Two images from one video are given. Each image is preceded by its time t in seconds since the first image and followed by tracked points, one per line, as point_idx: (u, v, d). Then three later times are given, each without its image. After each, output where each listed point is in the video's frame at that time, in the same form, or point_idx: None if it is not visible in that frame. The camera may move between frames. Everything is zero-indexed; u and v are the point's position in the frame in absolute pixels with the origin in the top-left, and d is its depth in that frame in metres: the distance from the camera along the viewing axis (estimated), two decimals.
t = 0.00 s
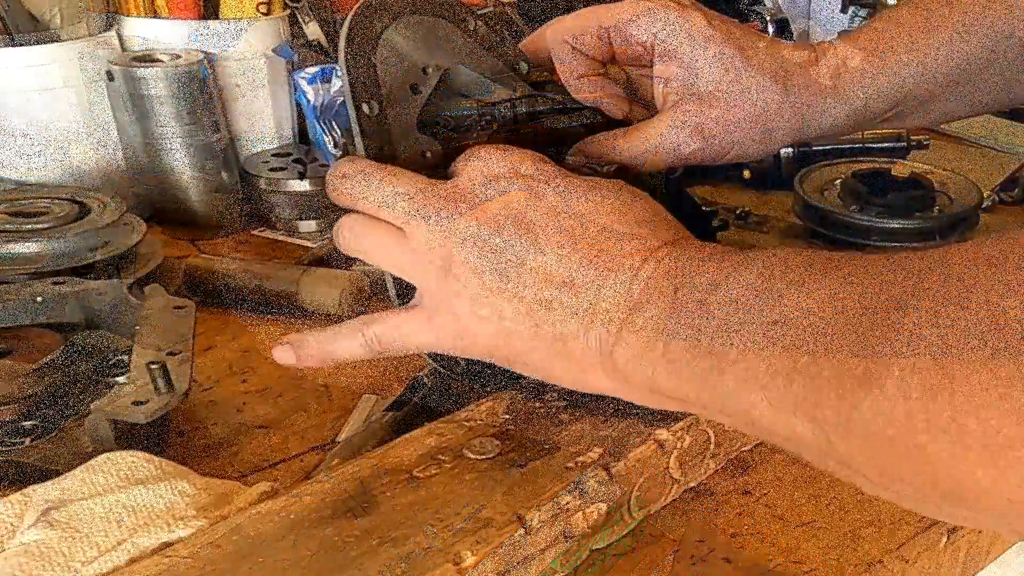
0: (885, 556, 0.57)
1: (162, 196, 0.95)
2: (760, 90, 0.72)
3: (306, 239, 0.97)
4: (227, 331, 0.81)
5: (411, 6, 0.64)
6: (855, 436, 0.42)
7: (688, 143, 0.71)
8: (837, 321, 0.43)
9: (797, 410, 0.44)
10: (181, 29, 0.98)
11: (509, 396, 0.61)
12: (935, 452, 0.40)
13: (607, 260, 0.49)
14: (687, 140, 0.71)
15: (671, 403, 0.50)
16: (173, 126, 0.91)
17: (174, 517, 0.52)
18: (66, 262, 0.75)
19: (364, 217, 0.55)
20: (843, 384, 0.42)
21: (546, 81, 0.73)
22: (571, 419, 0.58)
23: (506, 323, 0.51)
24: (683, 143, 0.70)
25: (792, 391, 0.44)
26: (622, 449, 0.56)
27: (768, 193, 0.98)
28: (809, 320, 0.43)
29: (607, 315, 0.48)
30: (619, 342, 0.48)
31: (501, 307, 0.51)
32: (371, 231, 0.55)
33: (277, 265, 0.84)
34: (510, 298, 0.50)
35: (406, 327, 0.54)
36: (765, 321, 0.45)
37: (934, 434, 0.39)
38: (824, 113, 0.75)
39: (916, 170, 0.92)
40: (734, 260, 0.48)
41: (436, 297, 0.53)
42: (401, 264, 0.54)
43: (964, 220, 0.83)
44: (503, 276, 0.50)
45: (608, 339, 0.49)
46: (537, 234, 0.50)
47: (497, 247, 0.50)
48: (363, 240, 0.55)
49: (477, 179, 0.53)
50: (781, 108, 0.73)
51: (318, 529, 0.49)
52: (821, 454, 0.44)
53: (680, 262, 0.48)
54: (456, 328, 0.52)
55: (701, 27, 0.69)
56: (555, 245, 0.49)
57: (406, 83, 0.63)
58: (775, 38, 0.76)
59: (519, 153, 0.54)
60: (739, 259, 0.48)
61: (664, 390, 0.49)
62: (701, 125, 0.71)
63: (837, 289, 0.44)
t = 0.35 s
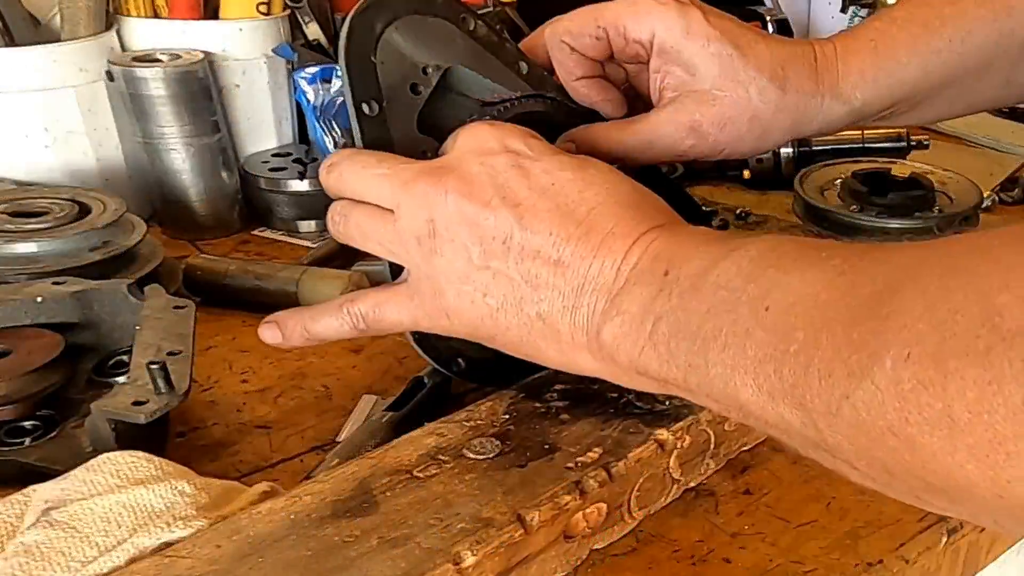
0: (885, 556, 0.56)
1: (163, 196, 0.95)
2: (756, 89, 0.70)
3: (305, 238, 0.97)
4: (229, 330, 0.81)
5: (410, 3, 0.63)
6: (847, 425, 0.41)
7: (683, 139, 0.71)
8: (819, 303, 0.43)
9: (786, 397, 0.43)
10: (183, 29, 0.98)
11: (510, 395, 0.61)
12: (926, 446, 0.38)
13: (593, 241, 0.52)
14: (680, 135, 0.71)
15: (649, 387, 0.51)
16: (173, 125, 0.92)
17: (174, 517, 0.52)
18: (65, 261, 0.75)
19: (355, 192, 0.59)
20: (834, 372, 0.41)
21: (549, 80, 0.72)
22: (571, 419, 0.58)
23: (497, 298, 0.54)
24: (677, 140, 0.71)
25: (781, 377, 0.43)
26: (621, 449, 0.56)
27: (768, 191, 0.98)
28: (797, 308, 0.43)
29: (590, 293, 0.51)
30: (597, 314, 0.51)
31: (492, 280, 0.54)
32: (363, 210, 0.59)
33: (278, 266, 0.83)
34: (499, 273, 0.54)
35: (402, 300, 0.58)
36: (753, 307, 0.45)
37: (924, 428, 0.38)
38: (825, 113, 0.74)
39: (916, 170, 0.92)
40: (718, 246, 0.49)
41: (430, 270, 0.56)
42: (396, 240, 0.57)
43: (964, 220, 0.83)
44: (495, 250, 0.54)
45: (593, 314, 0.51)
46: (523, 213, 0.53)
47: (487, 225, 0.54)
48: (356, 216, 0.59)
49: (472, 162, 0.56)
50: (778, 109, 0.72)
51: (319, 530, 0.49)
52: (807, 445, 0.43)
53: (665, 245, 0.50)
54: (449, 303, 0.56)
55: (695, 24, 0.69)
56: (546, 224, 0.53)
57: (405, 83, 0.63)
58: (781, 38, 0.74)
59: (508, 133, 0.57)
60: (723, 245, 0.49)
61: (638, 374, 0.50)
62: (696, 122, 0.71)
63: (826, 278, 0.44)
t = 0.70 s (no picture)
0: (885, 556, 0.56)
1: (163, 196, 0.95)
2: (773, 86, 0.70)
3: (305, 238, 0.97)
4: (229, 330, 0.81)
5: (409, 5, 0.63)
6: (928, 468, 0.40)
7: (711, 145, 0.70)
8: (878, 342, 0.43)
9: (852, 437, 0.43)
10: (183, 29, 0.98)
11: (510, 395, 0.61)
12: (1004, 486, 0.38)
13: (629, 269, 0.52)
14: (710, 142, 0.70)
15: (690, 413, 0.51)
16: (172, 125, 0.92)
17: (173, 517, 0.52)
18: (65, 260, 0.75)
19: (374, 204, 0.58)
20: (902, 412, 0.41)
21: (549, 79, 0.71)
22: (571, 419, 0.58)
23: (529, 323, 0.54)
24: (708, 146, 0.70)
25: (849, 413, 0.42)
26: (621, 449, 0.56)
27: (767, 191, 0.98)
28: (855, 341, 0.43)
29: (629, 317, 0.52)
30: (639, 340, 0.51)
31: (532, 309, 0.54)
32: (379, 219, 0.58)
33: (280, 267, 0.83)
34: (538, 297, 0.54)
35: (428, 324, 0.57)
36: (810, 337, 0.45)
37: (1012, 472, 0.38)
38: (840, 104, 0.74)
39: (916, 170, 0.92)
40: (762, 272, 0.49)
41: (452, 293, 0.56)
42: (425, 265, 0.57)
43: (962, 221, 0.83)
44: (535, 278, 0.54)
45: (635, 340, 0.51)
46: (562, 239, 0.54)
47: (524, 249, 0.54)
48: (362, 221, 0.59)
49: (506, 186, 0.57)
50: (794, 104, 0.72)
51: (319, 530, 0.49)
52: (867, 481, 0.44)
53: (706, 272, 0.51)
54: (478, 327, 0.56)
55: (708, 29, 0.69)
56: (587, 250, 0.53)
57: (404, 83, 0.63)
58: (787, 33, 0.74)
59: (540, 157, 0.58)
60: (763, 271, 0.50)
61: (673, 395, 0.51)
62: (721, 127, 0.70)
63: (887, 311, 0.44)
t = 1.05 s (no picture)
0: (885, 556, 0.56)
1: (164, 196, 0.95)
2: (761, 65, 0.66)
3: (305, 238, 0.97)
4: (229, 330, 0.81)
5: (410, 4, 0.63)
6: None
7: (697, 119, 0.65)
8: None
9: None
10: (182, 29, 0.98)
11: (510, 395, 0.61)
12: None
13: (880, 214, 0.51)
14: (693, 118, 0.65)
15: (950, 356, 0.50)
16: (173, 124, 0.92)
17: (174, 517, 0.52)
18: (65, 260, 0.75)
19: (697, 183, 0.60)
20: None
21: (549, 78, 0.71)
22: (571, 419, 0.58)
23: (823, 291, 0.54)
24: (690, 122, 0.65)
25: None
26: (621, 449, 0.56)
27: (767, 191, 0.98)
28: None
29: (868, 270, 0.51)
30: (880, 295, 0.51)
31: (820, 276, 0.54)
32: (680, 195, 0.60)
33: (278, 266, 0.83)
34: (788, 284, 0.56)
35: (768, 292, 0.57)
36: None
37: None
38: (824, 87, 0.70)
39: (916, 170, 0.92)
40: (970, 239, 0.48)
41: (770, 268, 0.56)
42: (744, 242, 0.56)
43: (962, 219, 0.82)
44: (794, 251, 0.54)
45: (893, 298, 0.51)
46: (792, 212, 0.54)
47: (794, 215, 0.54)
48: (676, 190, 0.60)
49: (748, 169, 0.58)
50: (782, 84, 0.67)
51: (319, 530, 0.49)
52: None
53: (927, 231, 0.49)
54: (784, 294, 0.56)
55: None
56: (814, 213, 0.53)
57: (404, 83, 0.63)
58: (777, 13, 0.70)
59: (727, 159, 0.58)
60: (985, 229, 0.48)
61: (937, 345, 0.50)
62: (707, 103, 0.65)
63: None
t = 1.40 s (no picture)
0: (884, 556, 0.56)
1: (163, 196, 0.95)
2: (744, 75, 0.65)
3: (305, 238, 0.97)
4: (229, 330, 0.81)
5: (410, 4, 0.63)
6: None
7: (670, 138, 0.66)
8: None
9: None
10: (182, 29, 0.98)
11: (510, 395, 0.61)
12: None
13: (842, 225, 0.54)
14: (669, 134, 0.65)
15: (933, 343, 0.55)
16: (173, 125, 0.92)
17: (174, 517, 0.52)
18: (65, 260, 0.75)
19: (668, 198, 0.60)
20: None
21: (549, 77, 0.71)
22: (571, 419, 0.58)
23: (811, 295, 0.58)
24: (667, 135, 0.65)
25: None
26: (621, 449, 0.56)
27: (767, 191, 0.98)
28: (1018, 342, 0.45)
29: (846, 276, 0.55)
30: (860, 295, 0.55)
31: (806, 284, 0.58)
32: (660, 213, 0.61)
33: (278, 266, 0.83)
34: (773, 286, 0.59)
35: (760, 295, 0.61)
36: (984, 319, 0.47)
37: None
38: (807, 92, 0.69)
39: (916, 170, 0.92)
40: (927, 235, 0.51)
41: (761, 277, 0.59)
42: (731, 260, 0.59)
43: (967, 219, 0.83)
44: (782, 264, 0.57)
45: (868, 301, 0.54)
46: (771, 233, 0.57)
47: (766, 228, 0.57)
48: (659, 205, 0.61)
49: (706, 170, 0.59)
50: (765, 94, 0.66)
51: (319, 530, 0.49)
52: None
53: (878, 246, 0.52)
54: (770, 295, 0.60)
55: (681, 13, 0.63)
56: (791, 227, 0.56)
57: (404, 83, 0.63)
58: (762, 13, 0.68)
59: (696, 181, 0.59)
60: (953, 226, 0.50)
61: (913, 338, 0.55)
62: (687, 116, 0.65)
63: None
